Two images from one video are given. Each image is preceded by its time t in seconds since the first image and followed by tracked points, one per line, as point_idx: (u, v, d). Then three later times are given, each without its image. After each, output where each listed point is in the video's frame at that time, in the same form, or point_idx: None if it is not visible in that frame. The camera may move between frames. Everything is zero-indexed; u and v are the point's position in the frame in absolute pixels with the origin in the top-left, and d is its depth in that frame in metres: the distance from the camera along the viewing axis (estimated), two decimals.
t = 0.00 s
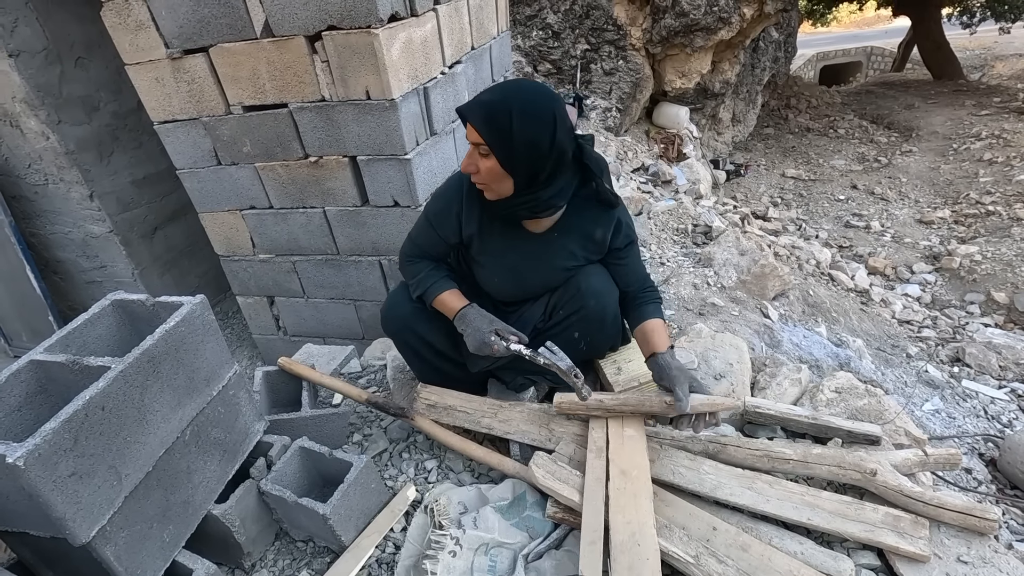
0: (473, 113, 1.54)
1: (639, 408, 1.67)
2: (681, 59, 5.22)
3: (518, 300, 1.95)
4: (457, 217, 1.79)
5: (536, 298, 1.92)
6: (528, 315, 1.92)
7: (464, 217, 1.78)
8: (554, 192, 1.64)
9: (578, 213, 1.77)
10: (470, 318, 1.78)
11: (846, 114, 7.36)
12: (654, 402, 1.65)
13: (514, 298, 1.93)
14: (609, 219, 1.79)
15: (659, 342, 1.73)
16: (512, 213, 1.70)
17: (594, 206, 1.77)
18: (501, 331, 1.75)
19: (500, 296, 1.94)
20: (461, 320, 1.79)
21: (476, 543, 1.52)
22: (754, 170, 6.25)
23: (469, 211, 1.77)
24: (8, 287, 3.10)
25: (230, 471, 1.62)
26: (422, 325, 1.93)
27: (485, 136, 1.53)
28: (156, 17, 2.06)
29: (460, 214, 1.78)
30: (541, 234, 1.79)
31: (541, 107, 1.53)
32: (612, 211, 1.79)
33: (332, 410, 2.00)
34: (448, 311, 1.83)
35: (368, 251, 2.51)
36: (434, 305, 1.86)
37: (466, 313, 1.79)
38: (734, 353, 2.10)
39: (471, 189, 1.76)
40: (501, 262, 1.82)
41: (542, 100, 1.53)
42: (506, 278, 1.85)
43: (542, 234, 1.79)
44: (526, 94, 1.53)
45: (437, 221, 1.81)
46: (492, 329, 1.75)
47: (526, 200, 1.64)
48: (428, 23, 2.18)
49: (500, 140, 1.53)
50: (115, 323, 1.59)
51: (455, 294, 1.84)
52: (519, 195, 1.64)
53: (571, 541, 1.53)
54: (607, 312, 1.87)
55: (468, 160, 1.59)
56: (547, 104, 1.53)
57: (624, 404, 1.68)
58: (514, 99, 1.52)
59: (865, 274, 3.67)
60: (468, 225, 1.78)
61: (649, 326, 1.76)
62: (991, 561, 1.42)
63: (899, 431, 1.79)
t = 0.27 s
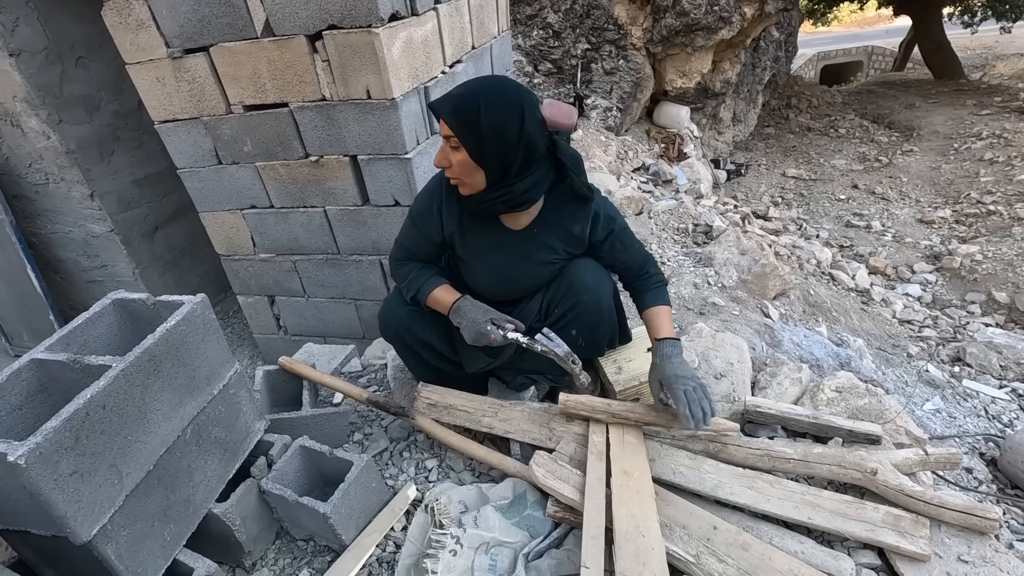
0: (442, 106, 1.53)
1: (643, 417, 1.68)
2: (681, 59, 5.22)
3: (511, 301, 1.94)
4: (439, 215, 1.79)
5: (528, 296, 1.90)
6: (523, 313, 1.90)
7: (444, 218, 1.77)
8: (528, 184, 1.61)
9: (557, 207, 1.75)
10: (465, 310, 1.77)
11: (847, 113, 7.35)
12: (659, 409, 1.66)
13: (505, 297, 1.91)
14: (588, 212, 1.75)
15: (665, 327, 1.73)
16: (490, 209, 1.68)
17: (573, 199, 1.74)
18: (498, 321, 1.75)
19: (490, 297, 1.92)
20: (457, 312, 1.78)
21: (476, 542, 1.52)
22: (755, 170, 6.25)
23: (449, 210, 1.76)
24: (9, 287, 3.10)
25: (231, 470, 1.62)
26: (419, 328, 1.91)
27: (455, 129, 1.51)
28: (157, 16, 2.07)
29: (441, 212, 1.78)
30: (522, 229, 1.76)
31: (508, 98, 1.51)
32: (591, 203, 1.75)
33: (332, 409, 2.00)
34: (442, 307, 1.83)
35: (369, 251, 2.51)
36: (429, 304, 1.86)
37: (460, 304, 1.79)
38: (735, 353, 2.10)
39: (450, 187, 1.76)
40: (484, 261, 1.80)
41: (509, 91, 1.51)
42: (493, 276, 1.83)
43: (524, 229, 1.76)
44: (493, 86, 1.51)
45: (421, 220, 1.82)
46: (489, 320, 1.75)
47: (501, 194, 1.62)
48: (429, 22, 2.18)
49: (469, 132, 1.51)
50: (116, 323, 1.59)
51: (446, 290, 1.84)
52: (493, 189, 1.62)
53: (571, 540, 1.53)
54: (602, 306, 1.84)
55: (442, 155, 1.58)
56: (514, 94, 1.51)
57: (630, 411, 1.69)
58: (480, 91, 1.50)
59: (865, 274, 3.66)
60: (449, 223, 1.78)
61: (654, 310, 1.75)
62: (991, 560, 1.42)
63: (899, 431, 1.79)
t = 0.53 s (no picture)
0: (426, 101, 1.51)
1: (644, 418, 1.70)
2: (681, 58, 5.23)
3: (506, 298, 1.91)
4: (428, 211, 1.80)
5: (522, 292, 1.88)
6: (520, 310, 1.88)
7: (433, 214, 1.78)
8: (512, 174, 1.59)
9: (541, 200, 1.69)
10: (457, 297, 1.76)
11: (848, 113, 7.35)
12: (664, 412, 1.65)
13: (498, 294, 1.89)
14: (570, 206, 1.68)
15: (672, 345, 1.68)
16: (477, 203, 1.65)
17: (556, 193, 1.67)
18: (490, 304, 1.72)
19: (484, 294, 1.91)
20: (450, 300, 1.77)
21: (476, 542, 1.52)
22: (755, 169, 6.24)
23: (436, 206, 1.77)
24: (9, 286, 3.10)
25: (231, 469, 1.62)
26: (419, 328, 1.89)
27: (439, 122, 1.50)
28: (157, 15, 2.06)
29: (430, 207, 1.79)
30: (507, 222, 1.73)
31: (488, 89, 1.52)
32: (575, 196, 1.68)
33: (332, 409, 2.00)
34: (435, 300, 1.83)
35: (369, 250, 2.50)
36: (424, 299, 1.86)
37: (451, 292, 1.78)
38: (736, 352, 2.10)
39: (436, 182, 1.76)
40: (472, 255, 1.80)
41: (488, 81, 1.51)
42: (483, 270, 1.82)
43: (510, 223, 1.73)
44: (470, 78, 1.52)
45: (412, 216, 1.83)
46: (481, 303, 1.72)
47: (489, 184, 1.59)
48: (429, 21, 2.18)
49: (454, 123, 1.50)
50: (116, 322, 1.59)
51: (439, 281, 1.83)
52: (481, 180, 1.59)
53: (571, 540, 1.53)
54: (599, 302, 1.83)
55: (428, 150, 1.55)
56: (493, 84, 1.51)
57: (632, 412, 1.71)
58: (459, 83, 1.50)
59: (866, 273, 3.66)
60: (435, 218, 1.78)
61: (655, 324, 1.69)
62: (992, 560, 1.42)
63: (900, 430, 1.78)
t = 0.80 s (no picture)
0: (492, 123, 1.46)
1: (619, 393, 1.69)
2: (682, 58, 5.23)
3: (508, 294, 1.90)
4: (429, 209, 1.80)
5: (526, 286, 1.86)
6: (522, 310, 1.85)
7: (434, 210, 1.78)
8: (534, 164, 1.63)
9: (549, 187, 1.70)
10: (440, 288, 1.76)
11: (849, 112, 7.34)
12: (642, 379, 1.64)
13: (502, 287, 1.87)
14: (576, 183, 1.69)
15: (670, 315, 1.68)
16: (508, 198, 1.67)
17: (563, 175, 1.69)
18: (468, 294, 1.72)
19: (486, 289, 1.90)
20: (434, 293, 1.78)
21: (478, 542, 1.52)
22: (756, 169, 6.24)
23: (437, 201, 1.77)
24: (11, 286, 3.10)
25: (233, 470, 1.62)
26: (421, 322, 1.90)
27: (510, 139, 1.49)
28: (158, 15, 2.06)
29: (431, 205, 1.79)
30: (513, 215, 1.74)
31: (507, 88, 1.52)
32: (579, 174, 1.70)
33: (334, 409, 2.01)
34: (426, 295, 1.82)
35: (370, 250, 2.50)
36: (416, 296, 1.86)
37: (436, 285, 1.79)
38: (737, 353, 2.10)
39: (437, 180, 1.75)
40: (479, 252, 1.78)
41: (508, 79, 1.52)
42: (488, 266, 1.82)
43: (522, 213, 1.74)
44: (487, 79, 1.51)
45: (413, 214, 1.83)
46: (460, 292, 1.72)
47: (528, 176, 1.63)
48: (430, 21, 2.17)
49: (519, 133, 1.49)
50: (118, 322, 1.59)
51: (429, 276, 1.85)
52: (524, 175, 1.62)
53: (573, 541, 1.53)
54: (603, 296, 1.83)
55: (496, 169, 1.53)
56: (513, 82, 1.52)
57: (604, 391, 1.69)
58: (493, 90, 1.48)
59: (867, 273, 3.65)
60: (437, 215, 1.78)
61: (659, 293, 1.69)
62: (995, 561, 1.42)
63: (902, 431, 1.77)
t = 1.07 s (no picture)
0: (524, 111, 1.49)
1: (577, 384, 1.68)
2: (683, 57, 5.23)
3: (508, 292, 1.91)
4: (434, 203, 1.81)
5: (528, 283, 1.88)
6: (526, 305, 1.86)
7: (438, 205, 1.79)
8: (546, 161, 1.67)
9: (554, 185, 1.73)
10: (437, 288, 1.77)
11: (849, 112, 7.34)
12: (596, 371, 1.67)
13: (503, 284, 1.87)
14: (581, 184, 1.73)
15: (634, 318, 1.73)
16: (518, 194, 1.68)
17: (569, 175, 1.73)
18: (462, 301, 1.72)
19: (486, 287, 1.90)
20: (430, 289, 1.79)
21: (478, 541, 1.52)
22: (756, 169, 6.24)
23: (444, 195, 1.77)
24: (12, 285, 3.10)
25: (234, 469, 1.62)
26: (420, 314, 1.90)
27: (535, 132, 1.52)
28: (159, 15, 2.06)
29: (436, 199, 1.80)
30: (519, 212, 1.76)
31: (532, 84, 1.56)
32: (585, 174, 1.74)
33: (335, 408, 2.01)
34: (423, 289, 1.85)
35: (370, 250, 2.50)
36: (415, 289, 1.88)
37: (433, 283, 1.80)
38: (738, 352, 2.10)
39: (445, 175, 1.77)
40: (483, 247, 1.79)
41: (535, 77, 1.57)
42: (492, 263, 1.83)
43: (525, 212, 1.76)
44: (516, 72, 1.55)
45: (417, 209, 1.85)
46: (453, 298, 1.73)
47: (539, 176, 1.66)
48: (431, 21, 2.17)
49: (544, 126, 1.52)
50: (118, 321, 1.59)
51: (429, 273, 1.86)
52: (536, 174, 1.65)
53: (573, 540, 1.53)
54: (607, 291, 1.86)
55: (516, 159, 1.54)
56: (541, 83, 1.58)
57: (563, 381, 1.67)
58: (526, 82, 1.53)
59: (868, 273, 3.65)
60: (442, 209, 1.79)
61: (627, 296, 1.76)
62: (995, 560, 1.42)
63: (902, 430, 1.76)
